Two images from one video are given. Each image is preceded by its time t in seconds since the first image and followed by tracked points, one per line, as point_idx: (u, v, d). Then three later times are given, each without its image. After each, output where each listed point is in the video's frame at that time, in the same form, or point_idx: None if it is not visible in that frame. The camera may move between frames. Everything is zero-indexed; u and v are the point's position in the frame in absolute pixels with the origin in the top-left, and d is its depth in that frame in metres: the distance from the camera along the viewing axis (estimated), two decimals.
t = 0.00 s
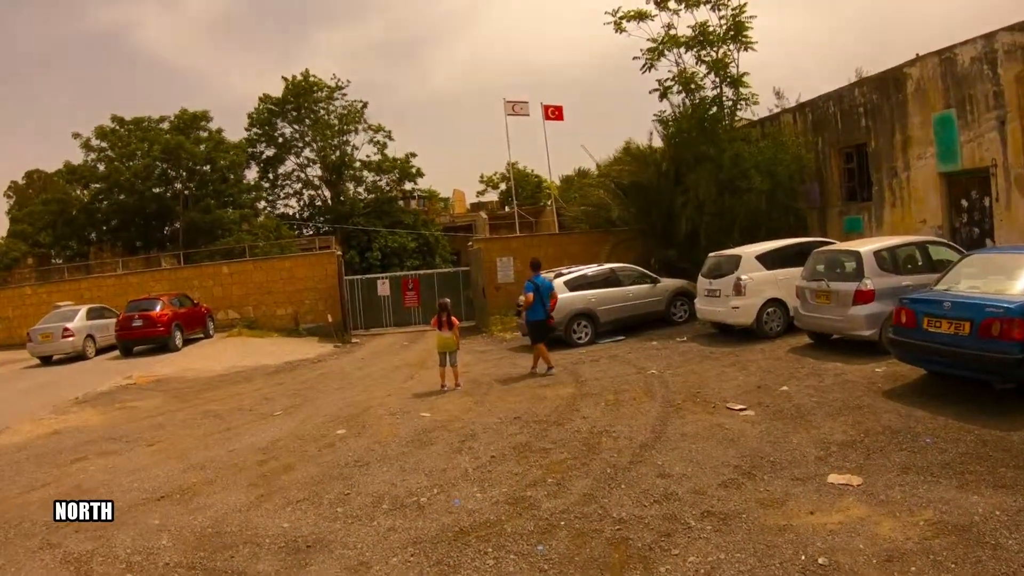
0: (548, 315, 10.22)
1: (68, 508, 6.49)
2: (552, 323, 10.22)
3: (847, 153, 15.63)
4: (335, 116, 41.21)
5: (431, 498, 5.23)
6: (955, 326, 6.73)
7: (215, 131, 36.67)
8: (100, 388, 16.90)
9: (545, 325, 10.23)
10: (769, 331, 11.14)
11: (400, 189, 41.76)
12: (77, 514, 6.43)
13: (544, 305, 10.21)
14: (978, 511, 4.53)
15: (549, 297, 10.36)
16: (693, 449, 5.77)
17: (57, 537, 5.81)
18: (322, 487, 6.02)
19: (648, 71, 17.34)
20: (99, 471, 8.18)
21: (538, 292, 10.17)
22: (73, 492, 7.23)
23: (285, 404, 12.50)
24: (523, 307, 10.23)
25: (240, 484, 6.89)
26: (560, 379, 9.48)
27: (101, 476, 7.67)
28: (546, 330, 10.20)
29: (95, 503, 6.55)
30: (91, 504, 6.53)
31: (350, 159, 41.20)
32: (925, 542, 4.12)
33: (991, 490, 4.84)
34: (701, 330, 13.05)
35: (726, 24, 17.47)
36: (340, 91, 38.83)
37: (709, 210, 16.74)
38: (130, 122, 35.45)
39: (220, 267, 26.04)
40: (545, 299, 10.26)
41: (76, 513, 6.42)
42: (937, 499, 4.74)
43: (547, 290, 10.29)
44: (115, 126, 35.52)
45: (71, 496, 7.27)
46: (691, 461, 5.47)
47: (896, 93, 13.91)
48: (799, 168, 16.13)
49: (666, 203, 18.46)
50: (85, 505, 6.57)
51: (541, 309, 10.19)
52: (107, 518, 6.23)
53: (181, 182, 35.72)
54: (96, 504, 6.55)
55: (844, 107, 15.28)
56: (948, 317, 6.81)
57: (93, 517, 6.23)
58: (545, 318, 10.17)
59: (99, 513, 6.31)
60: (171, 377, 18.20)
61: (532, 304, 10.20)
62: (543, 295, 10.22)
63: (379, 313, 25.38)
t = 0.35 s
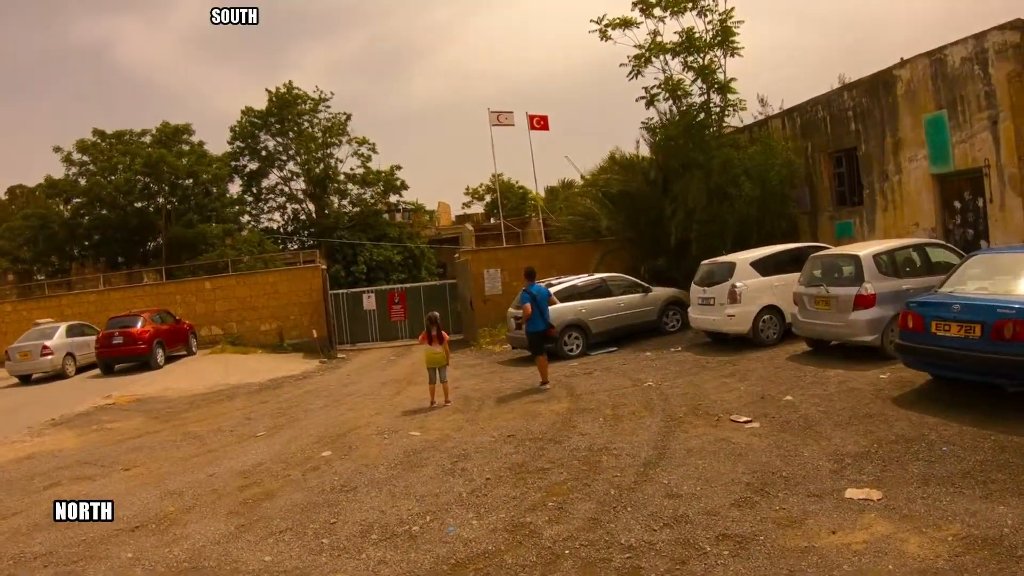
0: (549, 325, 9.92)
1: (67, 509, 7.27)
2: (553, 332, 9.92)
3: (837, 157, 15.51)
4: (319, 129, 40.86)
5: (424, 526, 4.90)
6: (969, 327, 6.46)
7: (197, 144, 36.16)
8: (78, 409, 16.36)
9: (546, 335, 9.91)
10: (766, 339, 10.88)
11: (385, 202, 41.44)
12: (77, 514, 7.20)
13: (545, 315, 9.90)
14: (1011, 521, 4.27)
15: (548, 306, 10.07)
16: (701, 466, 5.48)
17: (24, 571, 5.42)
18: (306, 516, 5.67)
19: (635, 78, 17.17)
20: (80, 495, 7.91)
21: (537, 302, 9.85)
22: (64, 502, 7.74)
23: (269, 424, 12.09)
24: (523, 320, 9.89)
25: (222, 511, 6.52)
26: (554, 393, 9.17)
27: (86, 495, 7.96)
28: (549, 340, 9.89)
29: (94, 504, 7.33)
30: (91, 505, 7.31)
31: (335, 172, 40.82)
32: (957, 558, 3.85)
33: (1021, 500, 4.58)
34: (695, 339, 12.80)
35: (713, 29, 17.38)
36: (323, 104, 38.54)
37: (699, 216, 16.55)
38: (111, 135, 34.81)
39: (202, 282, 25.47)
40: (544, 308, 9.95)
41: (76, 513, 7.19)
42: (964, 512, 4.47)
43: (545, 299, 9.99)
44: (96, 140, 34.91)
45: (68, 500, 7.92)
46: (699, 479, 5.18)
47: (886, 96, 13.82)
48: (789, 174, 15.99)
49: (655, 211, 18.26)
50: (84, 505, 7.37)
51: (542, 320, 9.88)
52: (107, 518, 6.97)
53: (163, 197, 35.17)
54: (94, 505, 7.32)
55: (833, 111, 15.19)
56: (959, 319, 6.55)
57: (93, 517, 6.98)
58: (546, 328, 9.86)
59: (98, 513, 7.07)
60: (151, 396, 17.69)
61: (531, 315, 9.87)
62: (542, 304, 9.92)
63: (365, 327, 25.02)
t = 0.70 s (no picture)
0: (553, 330, 9.59)
1: (68, 509, 7.80)
2: (557, 337, 9.60)
3: (833, 155, 15.28)
4: (308, 134, 40.49)
5: (413, 555, 4.59)
6: (984, 328, 6.17)
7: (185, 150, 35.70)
8: (61, 422, 15.94)
9: (549, 340, 9.62)
10: (767, 342, 10.58)
11: (376, 207, 41.05)
12: (77, 514, 7.73)
13: (549, 319, 9.56)
14: None
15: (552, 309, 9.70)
16: (708, 480, 5.18)
17: None
18: (289, 542, 5.35)
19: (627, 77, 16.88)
20: (71, 504, 8.07)
21: (538, 307, 9.50)
22: (64, 503, 8.31)
23: (256, 438, 11.73)
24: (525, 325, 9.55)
25: (202, 534, 6.18)
26: (550, 403, 8.85)
27: (76, 501, 8.31)
28: (553, 345, 9.59)
29: (93, 504, 7.86)
30: (91, 506, 7.84)
31: (324, 177, 40.41)
32: None
33: None
34: (693, 342, 12.50)
35: (706, 27, 17.14)
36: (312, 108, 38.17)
37: (694, 217, 16.28)
38: (97, 142, 34.34)
39: (190, 290, 25.07)
40: (548, 312, 9.59)
41: (77, 513, 7.72)
42: (995, 527, 4.17)
43: (548, 302, 9.62)
44: (82, 146, 34.42)
45: (70, 500, 8.44)
46: (707, 497, 4.87)
47: (883, 93, 13.59)
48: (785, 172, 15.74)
49: (649, 212, 17.98)
50: (85, 506, 7.89)
51: (544, 325, 9.55)
52: (106, 518, 7.47)
53: (151, 205, 34.61)
54: (94, 505, 7.85)
55: (829, 108, 14.96)
56: (973, 319, 6.26)
57: (93, 518, 7.52)
58: (548, 334, 9.55)
59: (99, 513, 7.59)
60: (137, 408, 17.27)
61: (534, 320, 9.54)
62: (546, 309, 9.55)
63: (356, 333, 24.64)
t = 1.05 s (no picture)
0: (564, 333, 9.25)
1: (69, 509, 8.25)
2: (567, 341, 9.23)
3: (833, 148, 14.94)
4: (301, 135, 40.09)
5: None
6: (1001, 327, 5.83)
7: (177, 153, 35.26)
8: (48, 433, 15.58)
9: (560, 343, 9.27)
10: (769, 341, 10.23)
11: (370, 208, 40.64)
12: (78, 514, 8.18)
13: (559, 322, 9.22)
14: None
15: (567, 310, 9.32)
16: (714, 497, 4.83)
17: None
18: (267, 568, 5.03)
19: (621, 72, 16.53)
20: (71, 505, 8.56)
21: (549, 306, 9.23)
22: (65, 503, 8.80)
23: (244, 448, 11.37)
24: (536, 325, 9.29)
25: (177, 558, 5.84)
26: (545, 409, 8.50)
27: (77, 502, 8.78)
28: (563, 349, 9.26)
29: (92, 504, 8.30)
30: (90, 506, 8.28)
31: (317, 178, 40.00)
32: None
33: None
34: (693, 342, 12.16)
35: (701, 19, 16.80)
36: (304, 109, 37.77)
37: (692, 213, 15.94)
38: (88, 146, 33.92)
39: (181, 295, 24.62)
40: (561, 314, 9.25)
41: (77, 513, 8.16)
42: None
43: (563, 303, 9.27)
44: (72, 151, 33.99)
45: (62, 508, 8.64)
46: (714, 515, 4.53)
47: (883, 84, 13.25)
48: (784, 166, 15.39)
49: (646, 209, 17.63)
50: (84, 506, 8.35)
51: (555, 326, 9.23)
52: (106, 518, 7.91)
53: (143, 209, 34.23)
54: (93, 505, 8.28)
55: (828, 100, 14.62)
56: (990, 319, 5.92)
57: (93, 518, 7.94)
58: (559, 335, 9.22)
59: (98, 513, 8.03)
60: (126, 417, 16.90)
61: (544, 320, 9.25)
62: (558, 310, 9.22)
63: (350, 335, 24.07)
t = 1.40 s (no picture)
0: (557, 328, 8.81)
1: (70, 510, 8.22)
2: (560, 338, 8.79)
3: (832, 140, 14.63)
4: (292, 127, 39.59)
5: None
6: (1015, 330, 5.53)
7: (166, 147, 34.71)
8: (30, 434, 15.23)
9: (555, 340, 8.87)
10: (768, 338, 9.93)
11: (362, 200, 40.24)
12: (77, 514, 8.14)
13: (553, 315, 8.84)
14: None
15: (565, 305, 8.90)
16: (712, 512, 4.52)
17: None
18: None
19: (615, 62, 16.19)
20: (71, 504, 8.53)
21: (546, 300, 8.94)
22: (64, 503, 8.75)
23: (228, 450, 11.03)
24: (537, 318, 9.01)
25: (145, 573, 5.53)
26: (536, 411, 8.18)
27: (76, 501, 8.74)
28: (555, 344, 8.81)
29: (93, 504, 8.24)
30: (90, 505, 8.26)
31: (309, 171, 39.51)
32: None
33: None
34: (689, 338, 11.86)
35: (697, 9, 16.44)
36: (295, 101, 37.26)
37: (687, 206, 15.62)
38: (76, 139, 33.35)
39: (169, 290, 24.17)
40: (557, 307, 8.87)
41: (77, 513, 8.13)
42: None
43: (560, 296, 8.90)
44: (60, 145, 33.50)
45: (35, 516, 8.32)
46: (712, 532, 4.22)
47: (884, 75, 12.92)
48: (782, 158, 15.08)
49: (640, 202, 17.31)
50: (85, 506, 8.33)
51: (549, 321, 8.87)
52: (106, 518, 7.83)
53: (133, 201, 33.68)
54: (94, 505, 8.22)
55: (827, 92, 14.29)
56: (1004, 321, 5.62)
57: (93, 518, 7.90)
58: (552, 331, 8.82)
59: (99, 513, 7.97)
60: (111, 416, 16.54)
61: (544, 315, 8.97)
62: (554, 302, 8.88)
63: (340, 330, 23.79)
